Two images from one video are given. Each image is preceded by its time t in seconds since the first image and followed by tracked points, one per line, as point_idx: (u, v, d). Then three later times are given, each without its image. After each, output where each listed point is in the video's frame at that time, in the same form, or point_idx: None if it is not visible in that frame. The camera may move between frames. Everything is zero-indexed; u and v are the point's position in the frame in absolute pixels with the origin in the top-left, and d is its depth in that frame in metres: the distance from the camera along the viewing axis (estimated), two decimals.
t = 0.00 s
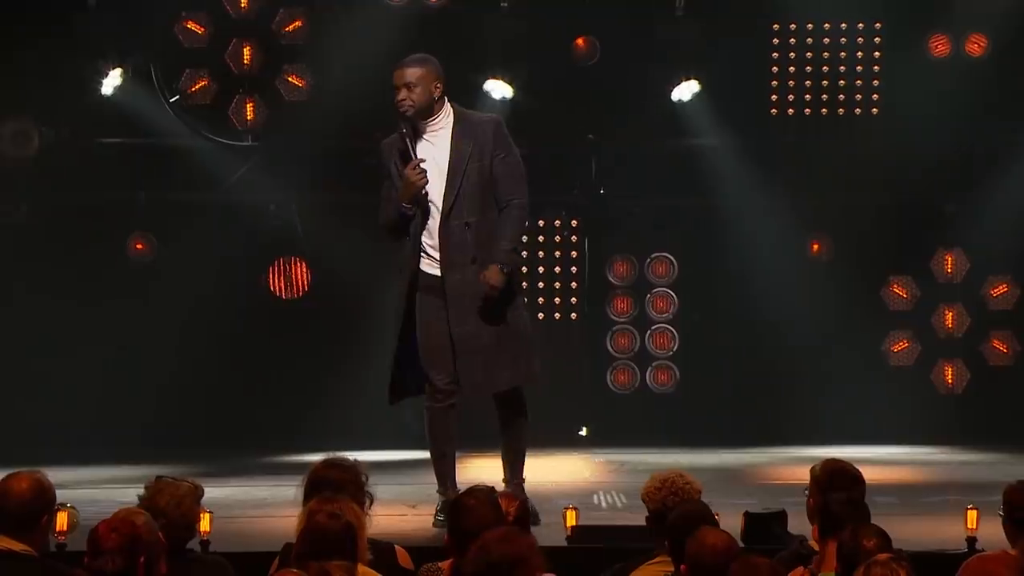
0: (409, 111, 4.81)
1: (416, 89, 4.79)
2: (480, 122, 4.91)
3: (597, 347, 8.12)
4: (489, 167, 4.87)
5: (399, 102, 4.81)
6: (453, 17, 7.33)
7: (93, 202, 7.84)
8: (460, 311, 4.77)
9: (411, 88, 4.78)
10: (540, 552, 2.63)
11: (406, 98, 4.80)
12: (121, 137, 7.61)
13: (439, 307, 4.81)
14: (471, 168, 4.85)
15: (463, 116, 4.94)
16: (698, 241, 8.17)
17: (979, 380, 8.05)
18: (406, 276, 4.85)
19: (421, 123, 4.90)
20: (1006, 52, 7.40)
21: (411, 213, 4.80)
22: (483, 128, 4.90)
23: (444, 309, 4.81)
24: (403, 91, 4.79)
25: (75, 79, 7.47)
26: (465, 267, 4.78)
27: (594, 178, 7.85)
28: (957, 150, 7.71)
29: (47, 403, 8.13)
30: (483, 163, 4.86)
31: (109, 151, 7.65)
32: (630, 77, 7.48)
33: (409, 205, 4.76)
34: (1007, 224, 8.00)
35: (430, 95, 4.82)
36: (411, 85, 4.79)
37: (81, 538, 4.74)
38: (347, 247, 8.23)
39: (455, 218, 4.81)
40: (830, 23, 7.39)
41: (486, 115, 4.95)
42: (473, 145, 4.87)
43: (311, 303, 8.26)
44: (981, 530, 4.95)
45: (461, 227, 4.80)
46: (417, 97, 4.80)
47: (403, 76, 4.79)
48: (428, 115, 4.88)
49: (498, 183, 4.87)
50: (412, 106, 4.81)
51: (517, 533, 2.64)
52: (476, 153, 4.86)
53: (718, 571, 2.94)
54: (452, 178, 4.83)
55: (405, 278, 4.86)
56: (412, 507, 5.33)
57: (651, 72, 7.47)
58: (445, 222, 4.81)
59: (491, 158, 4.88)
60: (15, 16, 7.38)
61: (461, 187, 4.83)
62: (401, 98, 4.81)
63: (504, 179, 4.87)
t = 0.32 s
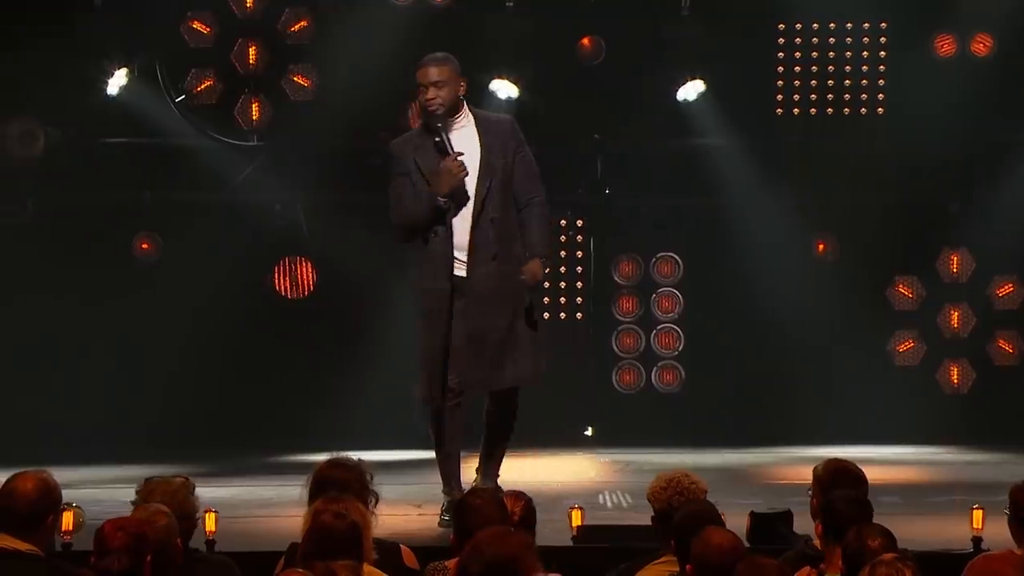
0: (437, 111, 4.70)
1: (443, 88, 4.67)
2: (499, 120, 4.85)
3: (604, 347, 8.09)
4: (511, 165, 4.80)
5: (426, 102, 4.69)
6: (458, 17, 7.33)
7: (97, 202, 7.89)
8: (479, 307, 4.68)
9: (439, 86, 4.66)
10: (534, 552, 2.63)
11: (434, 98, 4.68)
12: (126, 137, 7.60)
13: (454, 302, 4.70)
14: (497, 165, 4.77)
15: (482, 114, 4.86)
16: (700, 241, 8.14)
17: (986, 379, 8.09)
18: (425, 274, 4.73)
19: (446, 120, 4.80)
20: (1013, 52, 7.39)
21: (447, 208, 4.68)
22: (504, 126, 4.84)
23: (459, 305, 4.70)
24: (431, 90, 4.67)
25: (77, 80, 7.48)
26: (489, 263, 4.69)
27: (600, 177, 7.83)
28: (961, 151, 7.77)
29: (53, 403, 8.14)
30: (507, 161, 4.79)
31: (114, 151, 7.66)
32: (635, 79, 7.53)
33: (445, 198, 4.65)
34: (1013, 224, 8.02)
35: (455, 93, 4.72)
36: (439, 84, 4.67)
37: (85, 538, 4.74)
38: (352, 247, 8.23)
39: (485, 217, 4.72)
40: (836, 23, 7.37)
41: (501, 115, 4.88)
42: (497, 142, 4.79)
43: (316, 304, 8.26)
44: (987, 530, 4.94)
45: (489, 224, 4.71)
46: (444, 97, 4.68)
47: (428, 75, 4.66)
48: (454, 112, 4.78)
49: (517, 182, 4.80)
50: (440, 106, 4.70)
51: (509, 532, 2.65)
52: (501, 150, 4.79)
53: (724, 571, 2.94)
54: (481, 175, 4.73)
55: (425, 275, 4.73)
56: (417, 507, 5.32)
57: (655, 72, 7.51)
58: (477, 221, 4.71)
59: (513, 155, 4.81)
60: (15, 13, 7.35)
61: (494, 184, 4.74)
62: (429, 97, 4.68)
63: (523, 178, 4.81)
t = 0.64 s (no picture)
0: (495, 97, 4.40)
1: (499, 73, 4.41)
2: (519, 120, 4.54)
3: (607, 347, 8.13)
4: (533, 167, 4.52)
5: (485, 88, 4.39)
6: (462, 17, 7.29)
7: (102, 202, 7.90)
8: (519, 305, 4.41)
9: (496, 71, 4.40)
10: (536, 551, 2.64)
11: (492, 83, 4.39)
12: (130, 136, 7.60)
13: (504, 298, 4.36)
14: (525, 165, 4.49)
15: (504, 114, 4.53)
16: (705, 241, 8.18)
17: (990, 379, 8.11)
18: (470, 269, 4.35)
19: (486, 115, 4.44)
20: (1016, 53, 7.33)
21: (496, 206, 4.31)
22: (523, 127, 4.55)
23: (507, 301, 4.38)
24: (490, 75, 4.38)
25: (79, 80, 7.46)
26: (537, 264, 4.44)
27: (605, 176, 7.83)
28: (964, 150, 7.75)
29: (57, 403, 8.14)
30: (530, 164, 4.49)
31: (118, 151, 7.65)
32: (638, 78, 7.49)
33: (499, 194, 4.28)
34: (1016, 224, 8.03)
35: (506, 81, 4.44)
36: (493, 68, 4.40)
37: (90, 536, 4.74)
38: (356, 246, 8.26)
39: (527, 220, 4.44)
40: (839, 23, 7.35)
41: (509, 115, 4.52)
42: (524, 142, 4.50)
43: (320, 304, 8.28)
44: (991, 530, 4.94)
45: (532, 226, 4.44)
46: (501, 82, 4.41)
47: (487, 59, 4.39)
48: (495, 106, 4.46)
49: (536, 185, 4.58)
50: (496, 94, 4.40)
51: (513, 532, 2.65)
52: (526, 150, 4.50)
53: (728, 572, 2.93)
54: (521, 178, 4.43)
55: (470, 268, 4.35)
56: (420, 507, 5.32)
57: (657, 72, 7.47)
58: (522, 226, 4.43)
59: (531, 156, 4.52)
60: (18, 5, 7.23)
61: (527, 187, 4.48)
62: (487, 83, 4.39)
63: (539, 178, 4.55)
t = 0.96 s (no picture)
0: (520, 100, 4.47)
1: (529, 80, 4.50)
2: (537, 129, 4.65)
3: (613, 347, 8.19)
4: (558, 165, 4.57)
5: (516, 92, 4.46)
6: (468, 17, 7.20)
7: (108, 202, 7.91)
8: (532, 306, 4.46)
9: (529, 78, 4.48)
10: (551, 551, 2.65)
11: (520, 85, 4.47)
12: (136, 136, 7.59)
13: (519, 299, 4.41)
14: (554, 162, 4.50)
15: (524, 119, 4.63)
16: (709, 238, 8.25)
17: (995, 379, 8.03)
18: (492, 262, 4.39)
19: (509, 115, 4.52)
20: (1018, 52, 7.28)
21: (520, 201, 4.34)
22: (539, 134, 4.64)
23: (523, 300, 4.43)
24: (523, 80, 4.46)
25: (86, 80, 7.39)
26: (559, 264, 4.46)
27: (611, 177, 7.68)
28: (971, 150, 7.68)
29: (62, 403, 8.15)
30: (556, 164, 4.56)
31: (123, 151, 7.65)
32: (643, 77, 7.45)
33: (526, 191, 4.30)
34: (1020, 223, 7.97)
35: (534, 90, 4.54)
36: (526, 75, 4.48)
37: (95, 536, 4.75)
38: (363, 246, 8.28)
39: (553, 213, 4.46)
40: (844, 22, 7.18)
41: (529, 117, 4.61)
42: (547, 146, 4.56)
43: (325, 304, 8.29)
44: (997, 530, 4.93)
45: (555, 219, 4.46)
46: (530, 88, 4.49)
47: (519, 62, 4.46)
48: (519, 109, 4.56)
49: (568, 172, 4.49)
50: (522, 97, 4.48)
51: (527, 531, 2.65)
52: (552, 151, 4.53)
53: (733, 571, 2.93)
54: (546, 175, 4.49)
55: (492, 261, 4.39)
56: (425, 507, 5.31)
57: (662, 71, 7.42)
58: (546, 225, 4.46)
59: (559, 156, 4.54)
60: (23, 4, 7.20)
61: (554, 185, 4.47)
62: (519, 87, 4.46)
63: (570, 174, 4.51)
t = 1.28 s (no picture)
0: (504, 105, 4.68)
1: (517, 84, 4.69)
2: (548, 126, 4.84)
3: (618, 347, 8.13)
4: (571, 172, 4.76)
5: (495, 93, 4.68)
6: (473, 16, 7.33)
7: (113, 202, 7.92)
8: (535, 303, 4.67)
9: (510, 80, 4.67)
10: (561, 551, 2.67)
11: (505, 91, 4.68)
12: (142, 136, 7.64)
13: (514, 297, 4.61)
14: (559, 165, 4.74)
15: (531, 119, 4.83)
16: (715, 239, 8.15)
17: (1001, 378, 8.07)
18: (484, 261, 4.65)
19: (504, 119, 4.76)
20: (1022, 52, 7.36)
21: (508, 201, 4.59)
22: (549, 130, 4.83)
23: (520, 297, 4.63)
24: (501, 83, 4.67)
25: (89, 80, 7.45)
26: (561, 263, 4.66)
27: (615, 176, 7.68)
28: (976, 149, 7.72)
29: (68, 402, 8.14)
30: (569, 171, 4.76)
31: (130, 150, 7.68)
32: (651, 74, 7.48)
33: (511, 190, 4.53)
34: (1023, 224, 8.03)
35: (526, 93, 4.72)
36: (510, 77, 4.67)
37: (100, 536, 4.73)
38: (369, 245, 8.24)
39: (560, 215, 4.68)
40: (850, 22, 7.35)
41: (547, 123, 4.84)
42: (552, 145, 4.78)
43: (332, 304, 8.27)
44: (1002, 530, 4.92)
45: (564, 224, 4.67)
46: (517, 92, 4.69)
47: (505, 69, 4.67)
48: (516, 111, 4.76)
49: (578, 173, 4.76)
50: (508, 102, 4.70)
51: (537, 533, 2.68)
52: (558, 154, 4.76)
53: (740, 572, 2.93)
54: (546, 178, 4.71)
55: (483, 262, 4.64)
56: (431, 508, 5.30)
57: (667, 71, 7.48)
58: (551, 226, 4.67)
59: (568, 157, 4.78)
60: (25, 7, 7.21)
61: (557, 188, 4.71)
62: (499, 89, 4.68)
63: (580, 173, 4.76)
